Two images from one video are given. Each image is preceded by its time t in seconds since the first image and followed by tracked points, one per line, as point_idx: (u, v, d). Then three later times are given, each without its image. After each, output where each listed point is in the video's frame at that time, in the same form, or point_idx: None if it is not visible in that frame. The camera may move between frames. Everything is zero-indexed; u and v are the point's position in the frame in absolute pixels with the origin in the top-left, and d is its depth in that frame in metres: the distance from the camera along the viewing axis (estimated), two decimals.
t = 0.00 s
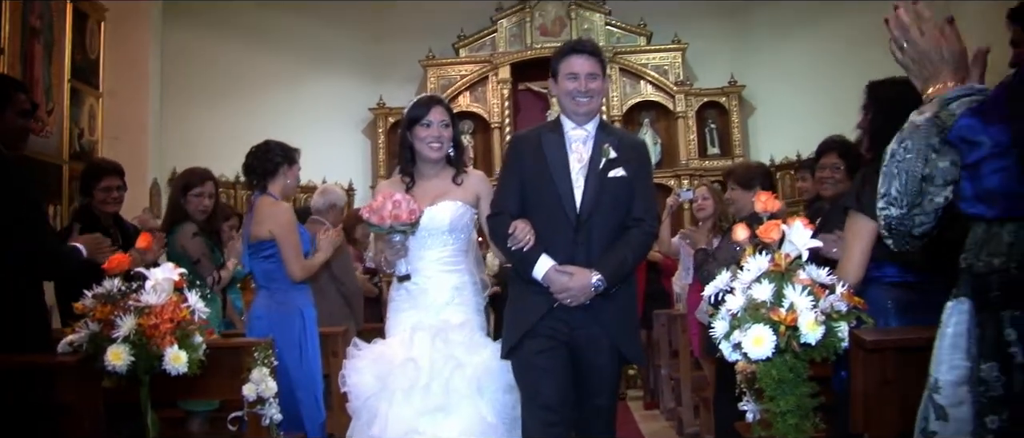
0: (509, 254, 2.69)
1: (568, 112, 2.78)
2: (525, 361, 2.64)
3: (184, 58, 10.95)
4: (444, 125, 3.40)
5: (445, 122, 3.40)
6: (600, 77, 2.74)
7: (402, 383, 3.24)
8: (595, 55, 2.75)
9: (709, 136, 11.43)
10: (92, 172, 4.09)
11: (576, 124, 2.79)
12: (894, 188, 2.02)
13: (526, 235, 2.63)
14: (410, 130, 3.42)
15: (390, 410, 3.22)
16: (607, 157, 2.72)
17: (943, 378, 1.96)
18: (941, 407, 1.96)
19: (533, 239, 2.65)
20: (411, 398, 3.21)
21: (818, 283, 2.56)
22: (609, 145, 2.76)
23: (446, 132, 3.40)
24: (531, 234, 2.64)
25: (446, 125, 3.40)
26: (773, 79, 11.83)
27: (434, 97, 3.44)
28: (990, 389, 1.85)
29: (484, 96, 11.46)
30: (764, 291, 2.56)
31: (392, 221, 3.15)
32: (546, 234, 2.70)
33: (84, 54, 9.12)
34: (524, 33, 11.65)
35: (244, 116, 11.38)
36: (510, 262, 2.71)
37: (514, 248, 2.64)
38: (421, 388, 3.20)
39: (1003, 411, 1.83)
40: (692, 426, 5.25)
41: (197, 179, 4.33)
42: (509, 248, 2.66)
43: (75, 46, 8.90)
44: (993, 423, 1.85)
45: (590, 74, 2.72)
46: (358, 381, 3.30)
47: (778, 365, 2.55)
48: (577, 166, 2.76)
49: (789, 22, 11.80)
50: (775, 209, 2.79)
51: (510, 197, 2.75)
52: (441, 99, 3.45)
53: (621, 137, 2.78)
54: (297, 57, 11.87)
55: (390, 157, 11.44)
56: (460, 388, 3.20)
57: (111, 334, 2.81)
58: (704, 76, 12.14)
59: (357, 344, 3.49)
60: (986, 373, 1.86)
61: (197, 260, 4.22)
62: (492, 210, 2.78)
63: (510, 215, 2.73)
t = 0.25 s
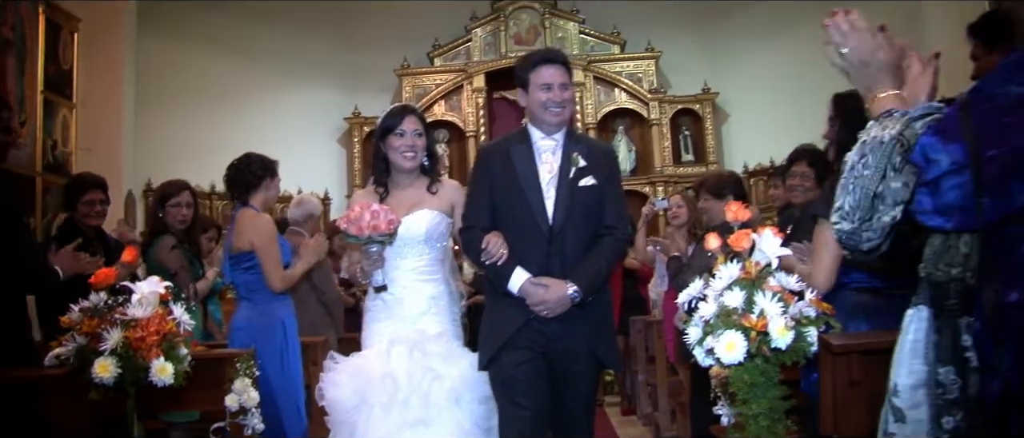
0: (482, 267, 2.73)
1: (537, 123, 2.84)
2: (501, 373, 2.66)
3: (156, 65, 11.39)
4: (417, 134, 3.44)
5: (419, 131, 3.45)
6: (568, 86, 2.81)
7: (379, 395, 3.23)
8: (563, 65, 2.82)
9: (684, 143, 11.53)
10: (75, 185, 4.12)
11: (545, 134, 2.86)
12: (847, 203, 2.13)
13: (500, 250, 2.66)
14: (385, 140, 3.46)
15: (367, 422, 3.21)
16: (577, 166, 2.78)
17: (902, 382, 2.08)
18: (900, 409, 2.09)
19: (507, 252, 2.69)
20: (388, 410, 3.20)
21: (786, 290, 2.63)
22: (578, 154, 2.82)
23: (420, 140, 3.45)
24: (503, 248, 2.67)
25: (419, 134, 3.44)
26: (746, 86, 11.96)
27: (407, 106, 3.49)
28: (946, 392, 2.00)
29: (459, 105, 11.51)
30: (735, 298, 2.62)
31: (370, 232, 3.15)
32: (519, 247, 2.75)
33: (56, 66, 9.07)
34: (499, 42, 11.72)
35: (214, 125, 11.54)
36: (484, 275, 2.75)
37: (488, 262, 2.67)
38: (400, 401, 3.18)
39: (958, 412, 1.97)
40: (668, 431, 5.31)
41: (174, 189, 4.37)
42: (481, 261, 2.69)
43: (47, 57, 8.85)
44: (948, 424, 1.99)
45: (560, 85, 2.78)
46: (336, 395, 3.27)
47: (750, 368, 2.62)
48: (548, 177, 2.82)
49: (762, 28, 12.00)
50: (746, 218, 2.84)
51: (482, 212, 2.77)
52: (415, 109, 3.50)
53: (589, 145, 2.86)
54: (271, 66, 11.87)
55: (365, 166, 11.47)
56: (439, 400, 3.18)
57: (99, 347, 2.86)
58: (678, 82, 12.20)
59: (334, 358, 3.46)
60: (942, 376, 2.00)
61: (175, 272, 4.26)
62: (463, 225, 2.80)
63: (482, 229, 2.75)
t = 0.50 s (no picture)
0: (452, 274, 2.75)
1: (509, 128, 2.88)
2: (476, 379, 2.69)
3: (137, 69, 11.15)
4: (396, 136, 3.50)
5: (398, 132, 3.50)
6: (539, 92, 2.86)
7: (354, 401, 3.22)
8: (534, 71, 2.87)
9: (663, 149, 11.61)
10: (59, 190, 4.15)
11: (516, 139, 2.90)
12: (818, 203, 2.05)
13: (471, 256, 2.69)
14: (364, 141, 3.50)
15: (342, 428, 3.22)
16: (548, 170, 2.82)
17: (867, 388, 2.06)
18: (865, 413, 2.06)
19: (479, 258, 2.72)
20: (362, 416, 3.21)
21: (759, 298, 2.68)
22: (548, 158, 2.86)
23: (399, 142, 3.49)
24: (474, 254, 2.70)
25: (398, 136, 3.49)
26: (724, 93, 12.07)
27: (385, 108, 3.53)
28: (906, 397, 1.99)
29: (440, 110, 11.56)
30: (709, 305, 2.68)
31: (348, 233, 3.14)
32: (491, 253, 2.78)
33: (36, 68, 8.99)
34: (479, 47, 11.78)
35: (193, 127, 11.47)
36: (457, 283, 2.77)
37: (459, 269, 2.70)
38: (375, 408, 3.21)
39: (916, 416, 1.97)
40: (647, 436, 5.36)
41: (158, 195, 4.42)
42: (451, 267, 2.72)
43: (28, 59, 8.77)
44: (906, 428, 1.98)
45: (536, 91, 2.84)
46: (311, 399, 3.27)
47: (723, 375, 2.68)
48: (519, 181, 2.86)
49: (740, 35, 12.12)
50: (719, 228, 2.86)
51: (452, 218, 2.82)
52: (393, 111, 3.54)
53: (557, 148, 2.89)
54: (242, 67, 11.84)
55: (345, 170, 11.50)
56: (413, 406, 3.21)
57: (87, 352, 2.89)
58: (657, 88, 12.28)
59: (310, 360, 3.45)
60: (901, 382, 1.99)
61: (157, 278, 4.26)
62: (434, 231, 2.84)
63: (452, 235, 2.80)
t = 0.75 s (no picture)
0: (433, 279, 2.74)
1: (486, 133, 2.88)
2: (461, 387, 2.70)
3: (135, 73, 10.81)
4: (385, 139, 3.50)
5: (386, 136, 3.49)
6: (517, 99, 2.85)
7: (336, 404, 3.11)
8: (511, 77, 2.86)
9: (654, 154, 11.68)
10: (55, 194, 4.19)
11: (493, 144, 2.90)
12: (797, 226, 2.03)
13: (451, 261, 2.67)
14: (353, 145, 3.50)
15: (324, 430, 3.10)
16: (526, 173, 2.82)
17: (840, 394, 2.11)
18: (837, 418, 2.11)
19: (459, 263, 2.70)
20: (344, 417, 3.09)
21: (740, 304, 2.76)
22: (527, 160, 2.86)
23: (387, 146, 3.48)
24: (455, 260, 2.68)
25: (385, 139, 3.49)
26: (714, 99, 12.15)
27: (373, 112, 3.52)
28: (878, 404, 2.03)
29: (432, 114, 11.61)
30: (692, 311, 2.74)
31: (335, 234, 3.11)
32: (470, 257, 2.75)
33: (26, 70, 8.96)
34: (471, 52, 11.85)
35: (185, 127, 11.33)
36: (440, 289, 2.75)
37: (440, 275, 2.68)
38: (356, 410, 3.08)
39: (887, 421, 2.02)
40: None
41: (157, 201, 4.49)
42: (433, 274, 2.70)
43: (18, 61, 8.75)
44: (879, 433, 2.03)
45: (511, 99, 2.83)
46: (294, 402, 3.17)
47: (706, 378, 2.73)
48: (498, 184, 2.85)
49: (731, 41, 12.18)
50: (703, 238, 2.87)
51: (431, 223, 2.79)
52: (381, 115, 3.54)
53: (536, 152, 2.90)
54: (240, 70, 11.92)
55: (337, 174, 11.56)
56: (396, 410, 3.09)
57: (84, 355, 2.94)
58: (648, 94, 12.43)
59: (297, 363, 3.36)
60: (874, 389, 2.04)
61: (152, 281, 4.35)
62: (414, 237, 2.82)
63: (432, 241, 2.77)
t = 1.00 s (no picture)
0: (444, 284, 2.79)
1: (490, 136, 2.92)
2: (474, 390, 2.76)
3: (144, 73, 11.13)
4: (398, 145, 3.48)
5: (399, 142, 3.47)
6: (519, 101, 2.90)
7: (348, 403, 3.15)
8: (512, 78, 2.91)
9: (668, 156, 11.72)
10: (76, 199, 4.26)
11: (498, 147, 2.93)
12: (800, 231, 2.08)
13: (461, 265, 2.73)
14: (366, 153, 3.48)
15: (337, 430, 3.14)
16: (533, 175, 2.85)
17: (840, 394, 2.18)
18: (839, 417, 2.18)
19: (469, 266, 2.76)
20: (357, 417, 3.13)
21: (746, 307, 2.80)
22: (533, 163, 2.89)
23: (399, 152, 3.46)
24: (465, 264, 2.74)
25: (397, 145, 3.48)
26: (728, 101, 12.17)
27: (387, 117, 3.52)
28: (876, 404, 2.09)
29: (447, 116, 11.69)
30: (698, 314, 2.79)
31: (347, 240, 3.14)
32: (480, 260, 2.80)
33: (44, 74, 9.06)
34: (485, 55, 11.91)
35: (200, 131, 11.50)
36: (451, 293, 2.81)
37: (450, 280, 2.74)
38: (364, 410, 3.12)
39: (886, 420, 2.08)
40: None
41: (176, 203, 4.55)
42: (443, 279, 2.76)
43: (37, 65, 8.85)
44: (876, 432, 2.09)
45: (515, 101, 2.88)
46: (307, 404, 3.21)
47: (712, 379, 2.77)
48: (505, 187, 2.89)
49: (744, 43, 12.23)
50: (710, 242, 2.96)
51: (441, 227, 2.84)
52: (394, 120, 3.52)
53: (541, 153, 2.93)
54: (257, 73, 12.04)
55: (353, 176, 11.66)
56: (406, 410, 3.11)
57: (107, 356, 2.98)
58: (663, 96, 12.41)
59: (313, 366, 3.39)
60: (871, 389, 2.10)
61: (171, 284, 4.41)
62: (424, 241, 2.87)
63: (443, 245, 2.82)
